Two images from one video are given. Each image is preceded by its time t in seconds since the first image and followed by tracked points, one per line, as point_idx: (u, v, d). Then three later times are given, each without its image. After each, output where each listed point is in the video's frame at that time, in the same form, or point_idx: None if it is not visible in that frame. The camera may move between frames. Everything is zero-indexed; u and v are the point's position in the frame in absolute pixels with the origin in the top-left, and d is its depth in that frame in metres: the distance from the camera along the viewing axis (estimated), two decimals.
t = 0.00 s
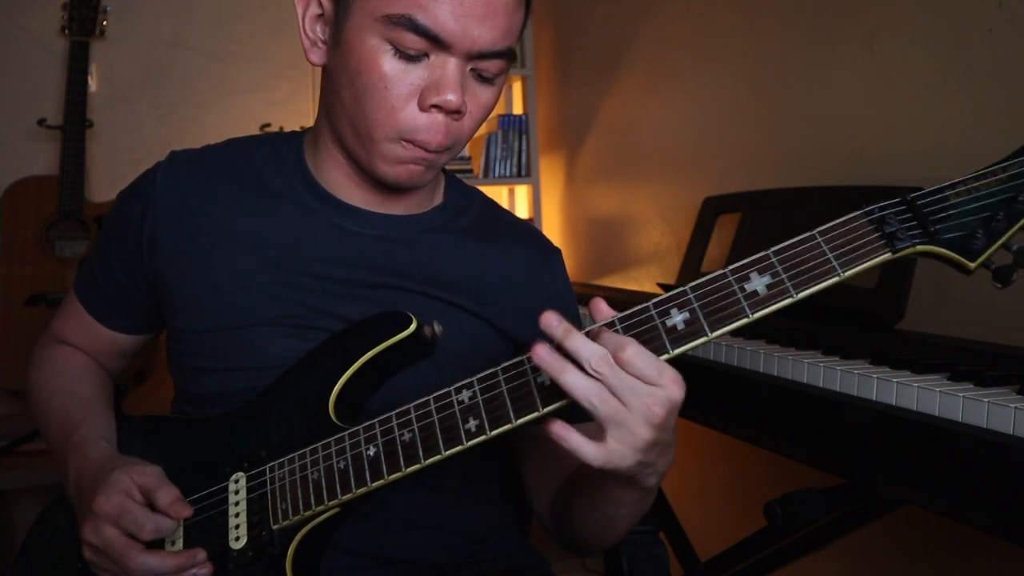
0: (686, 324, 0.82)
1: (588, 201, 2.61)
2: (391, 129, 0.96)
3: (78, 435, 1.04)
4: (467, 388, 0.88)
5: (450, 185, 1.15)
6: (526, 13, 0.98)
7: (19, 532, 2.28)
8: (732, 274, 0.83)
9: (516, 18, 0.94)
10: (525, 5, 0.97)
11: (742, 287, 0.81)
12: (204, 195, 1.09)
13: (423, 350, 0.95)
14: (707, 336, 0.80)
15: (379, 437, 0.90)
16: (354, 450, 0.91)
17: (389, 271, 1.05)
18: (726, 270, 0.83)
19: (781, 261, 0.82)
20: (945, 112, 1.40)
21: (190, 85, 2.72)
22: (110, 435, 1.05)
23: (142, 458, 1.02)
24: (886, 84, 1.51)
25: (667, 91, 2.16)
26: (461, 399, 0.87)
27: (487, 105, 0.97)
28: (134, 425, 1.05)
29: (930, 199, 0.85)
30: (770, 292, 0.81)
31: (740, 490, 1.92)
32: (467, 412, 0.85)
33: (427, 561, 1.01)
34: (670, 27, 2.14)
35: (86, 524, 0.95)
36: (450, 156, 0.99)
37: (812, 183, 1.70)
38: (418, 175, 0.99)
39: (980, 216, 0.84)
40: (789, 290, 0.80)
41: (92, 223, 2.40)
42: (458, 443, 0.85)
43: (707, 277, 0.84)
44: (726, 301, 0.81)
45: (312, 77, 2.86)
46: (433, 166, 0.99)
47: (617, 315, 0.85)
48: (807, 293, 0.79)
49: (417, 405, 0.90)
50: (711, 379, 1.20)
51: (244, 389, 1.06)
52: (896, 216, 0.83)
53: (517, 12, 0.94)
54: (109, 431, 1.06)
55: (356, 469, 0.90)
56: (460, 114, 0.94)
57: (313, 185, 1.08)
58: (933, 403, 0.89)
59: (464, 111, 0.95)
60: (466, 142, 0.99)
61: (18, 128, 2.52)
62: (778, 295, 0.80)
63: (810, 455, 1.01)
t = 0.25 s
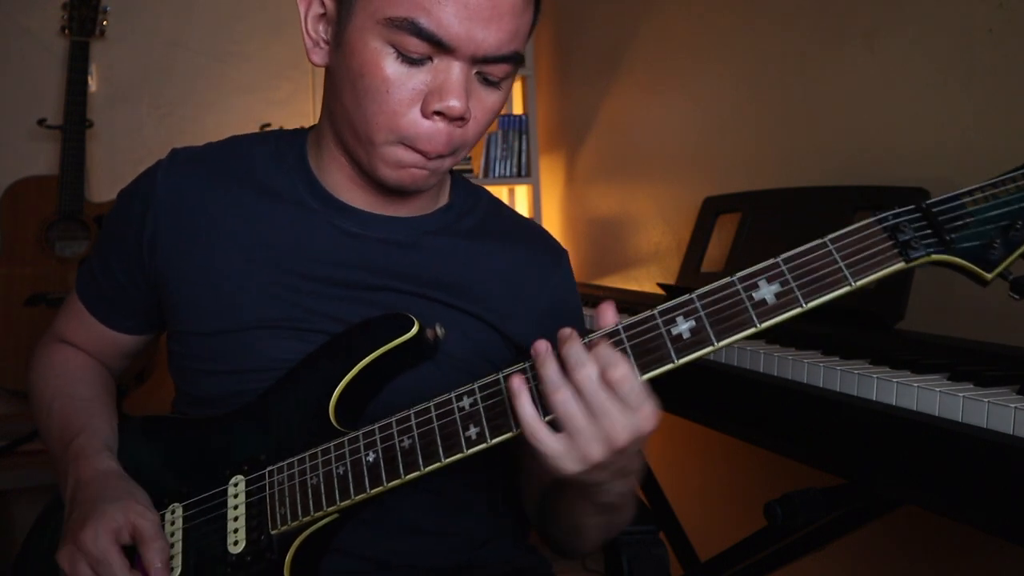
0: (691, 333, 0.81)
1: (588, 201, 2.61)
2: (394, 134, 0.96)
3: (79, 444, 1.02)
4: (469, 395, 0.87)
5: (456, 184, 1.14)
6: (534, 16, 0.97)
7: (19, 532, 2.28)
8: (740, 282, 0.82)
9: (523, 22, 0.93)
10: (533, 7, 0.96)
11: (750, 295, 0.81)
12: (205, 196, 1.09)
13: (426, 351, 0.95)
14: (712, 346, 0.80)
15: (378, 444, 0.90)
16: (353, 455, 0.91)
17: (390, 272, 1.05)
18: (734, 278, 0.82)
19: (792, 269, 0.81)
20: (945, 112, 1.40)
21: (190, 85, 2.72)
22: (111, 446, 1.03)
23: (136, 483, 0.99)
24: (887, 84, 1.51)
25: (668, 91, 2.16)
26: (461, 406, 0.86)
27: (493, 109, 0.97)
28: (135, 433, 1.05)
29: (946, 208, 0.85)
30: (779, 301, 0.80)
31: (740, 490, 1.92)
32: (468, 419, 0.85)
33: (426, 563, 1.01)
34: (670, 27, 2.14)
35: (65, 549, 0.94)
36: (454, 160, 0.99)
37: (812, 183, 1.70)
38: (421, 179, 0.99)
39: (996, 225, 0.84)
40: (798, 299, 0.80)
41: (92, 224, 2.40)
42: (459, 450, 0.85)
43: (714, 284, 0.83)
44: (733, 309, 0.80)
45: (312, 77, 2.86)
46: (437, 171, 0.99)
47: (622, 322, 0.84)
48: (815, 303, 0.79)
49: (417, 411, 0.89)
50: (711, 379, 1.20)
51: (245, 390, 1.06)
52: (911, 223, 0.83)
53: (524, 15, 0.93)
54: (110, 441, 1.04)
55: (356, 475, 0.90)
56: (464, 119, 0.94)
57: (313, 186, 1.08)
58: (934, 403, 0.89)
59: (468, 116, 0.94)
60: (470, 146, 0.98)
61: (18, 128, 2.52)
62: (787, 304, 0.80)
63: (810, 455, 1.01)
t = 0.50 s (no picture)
0: (697, 342, 0.83)
1: (588, 202, 2.61)
2: (398, 136, 0.96)
3: (95, 421, 1.03)
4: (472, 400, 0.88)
5: (461, 185, 1.14)
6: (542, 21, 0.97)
7: (19, 532, 2.28)
8: (747, 291, 0.84)
9: (532, 28, 0.93)
10: (542, 13, 0.96)
11: (757, 304, 0.82)
12: (205, 196, 1.09)
13: (431, 354, 0.96)
14: (718, 355, 0.82)
15: (381, 447, 0.90)
16: (355, 458, 0.91)
17: (392, 274, 1.05)
18: (741, 287, 0.84)
19: (799, 278, 0.83)
20: (946, 113, 1.40)
21: (190, 85, 2.72)
22: (124, 425, 1.04)
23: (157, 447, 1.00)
24: (887, 84, 1.51)
25: (668, 91, 2.16)
26: (464, 410, 0.87)
27: (499, 114, 0.97)
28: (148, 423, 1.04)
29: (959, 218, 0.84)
30: (787, 310, 0.81)
31: (740, 490, 1.92)
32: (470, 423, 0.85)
33: (427, 564, 1.01)
34: (670, 27, 2.14)
35: (109, 501, 0.89)
36: (458, 163, 0.99)
37: (812, 183, 1.70)
38: (424, 182, 0.99)
39: (1011, 238, 0.82)
40: (805, 310, 0.81)
41: (92, 223, 2.39)
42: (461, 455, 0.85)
43: (720, 293, 0.85)
44: (738, 318, 0.82)
45: (312, 77, 2.86)
46: (440, 175, 0.99)
47: (628, 330, 0.87)
48: (823, 314, 0.80)
49: (420, 414, 0.90)
50: (711, 380, 1.20)
51: (245, 391, 1.06)
52: (922, 234, 0.82)
53: (534, 21, 0.93)
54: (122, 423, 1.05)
55: (357, 476, 0.90)
56: (469, 125, 0.94)
57: (313, 187, 1.08)
58: (933, 403, 0.89)
59: (474, 121, 0.94)
60: (474, 150, 0.99)
61: (18, 128, 2.52)
62: (795, 314, 0.81)
63: (810, 455, 1.01)
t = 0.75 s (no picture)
0: (689, 327, 0.80)
1: (588, 201, 2.61)
2: (406, 129, 0.96)
3: (87, 436, 1.03)
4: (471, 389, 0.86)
5: (461, 187, 1.15)
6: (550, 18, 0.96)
7: (19, 532, 2.28)
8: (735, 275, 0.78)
9: (540, 27, 0.93)
10: (551, 11, 0.95)
11: (747, 289, 0.77)
12: (205, 194, 1.09)
13: (426, 350, 0.96)
14: (711, 339, 0.79)
15: (381, 439, 0.89)
16: (354, 452, 0.90)
17: (394, 272, 1.05)
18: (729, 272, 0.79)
19: (790, 263, 0.76)
20: (946, 113, 1.40)
21: (190, 85, 2.72)
22: (117, 439, 1.05)
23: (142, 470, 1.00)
24: (887, 84, 1.51)
25: (668, 91, 2.16)
26: (462, 401, 0.86)
27: (504, 110, 0.97)
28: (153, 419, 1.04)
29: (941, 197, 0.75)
30: (775, 294, 0.76)
31: (740, 489, 1.92)
32: (469, 413, 0.85)
33: (428, 563, 1.01)
34: (670, 27, 2.14)
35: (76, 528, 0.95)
36: (463, 157, 0.99)
37: (812, 183, 1.70)
38: (430, 175, 1.00)
39: (990, 216, 0.74)
40: (794, 293, 0.75)
41: (92, 223, 2.40)
42: (460, 445, 0.84)
43: (711, 276, 0.80)
44: (732, 304, 0.77)
45: (312, 77, 2.86)
46: (445, 168, 1.00)
47: (621, 316, 0.84)
48: (811, 297, 0.74)
49: (417, 407, 0.89)
50: (711, 379, 1.20)
51: (245, 389, 1.06)
52: (903, 215, 0.74)
53: (542, 21, 0.93)
54: (116, 435, 1.05)
55: (357, 469, 0.89)
56: (476, 121, 0.94)
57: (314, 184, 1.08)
58: (933, 403, 0.89)
59: (481, 117, 0.94)
60: (479, 144, 0.99)
61: (18, 128, 2.52)
62: (781, 299, 0.75)
63: (810, 455, 1.01)
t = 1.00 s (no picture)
0: (687, 316, 0.84)
1: (588, 201, 2.61)
2: (420, 121, 0.96)
3: (87, 436, 1.03)
4: (471, 382, 0.89)
5: (458, 189, 1.15)
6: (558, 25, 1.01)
7: (19, 533, 2.28)
8: (731, 266, 0.85)
9: (551, 30, 0.97)
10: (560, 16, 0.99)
11: (742, 278, 0.84)
12: (206, 193, 1.09)
13: (425, 345, 0.96)
14: (708, 327, 0.83)
15: (383, 432, 0.90)
16: (358, 445, 0.91)
17: (393, 271, 1.05)
18: (725, 262, 0.86)
19: (780, 253, 0.85)
20: (946, 113, 1.40)
21: (190, 85, 2.72)
22: (117, 437, 1.04)
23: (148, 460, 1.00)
24: (887, 84, 1.51)
25: (668, 91, 2.16)
26: (464, 392, 0.88)
27: (514, 108, 0.99)
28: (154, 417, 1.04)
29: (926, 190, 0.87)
30: (769, 282, 0.84)
31: (740, 489, 1.92)
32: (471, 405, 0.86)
33: (429, 561, 1.01)
34: (670, 27, 2.14)
35: (88, 521, 0.93)
36: (471, 152, 1.00)
37: (812, 183, 1.70)
38: (439, 169, 1.00)
39: (973, 206, 0.87)
40: (788, 281, 0.83)
41: (92, 224, 2.39)
42: (464, 435, 0.86)
43: (706, 269, 0.86)
44: (725, 291, 0.84)
45: (312, 77, 2.86)
46: (452, 163, 1.00)
47: (619, 308, 0.87)
48: (805, 283, 0.83)
49: (420, 400, 0.91)
50: (711, 379, 1.20)
51: (246, 387, 1.06)
52: (892, 206, 0.86)
53: (554, 25, 0.97)
54: (116, 433, 1.05)
55: (361, 463, 0.90)
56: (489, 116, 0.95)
57: (315, 182, 1.08)
58: (933, 403, 0.89)
59: (494, 112, 0.96)
60: (489, 139, 1.00)
61: (18, 128, 2.52)
62: (778, 285, 0.83)
63: (810, 455, 1.01)
